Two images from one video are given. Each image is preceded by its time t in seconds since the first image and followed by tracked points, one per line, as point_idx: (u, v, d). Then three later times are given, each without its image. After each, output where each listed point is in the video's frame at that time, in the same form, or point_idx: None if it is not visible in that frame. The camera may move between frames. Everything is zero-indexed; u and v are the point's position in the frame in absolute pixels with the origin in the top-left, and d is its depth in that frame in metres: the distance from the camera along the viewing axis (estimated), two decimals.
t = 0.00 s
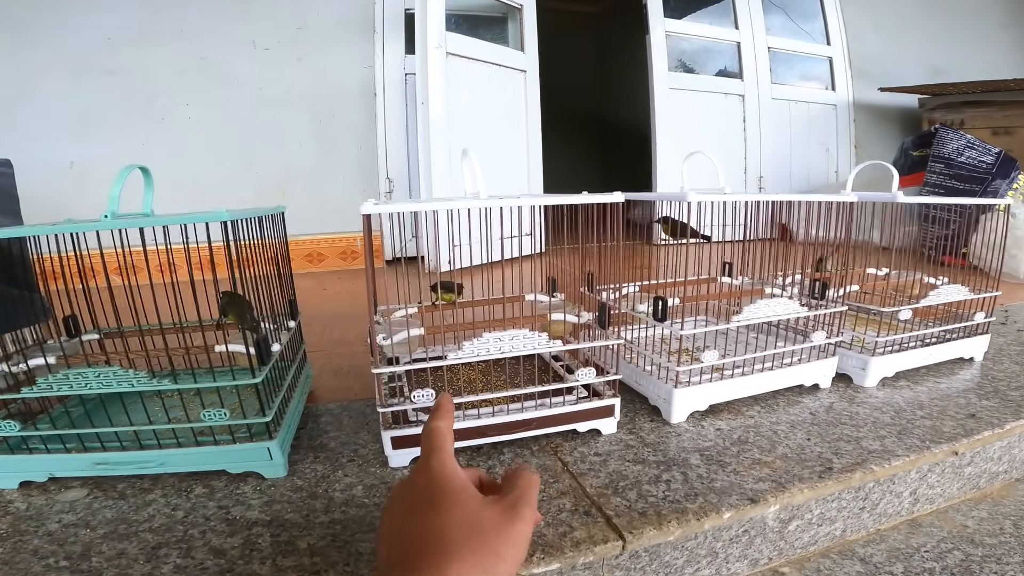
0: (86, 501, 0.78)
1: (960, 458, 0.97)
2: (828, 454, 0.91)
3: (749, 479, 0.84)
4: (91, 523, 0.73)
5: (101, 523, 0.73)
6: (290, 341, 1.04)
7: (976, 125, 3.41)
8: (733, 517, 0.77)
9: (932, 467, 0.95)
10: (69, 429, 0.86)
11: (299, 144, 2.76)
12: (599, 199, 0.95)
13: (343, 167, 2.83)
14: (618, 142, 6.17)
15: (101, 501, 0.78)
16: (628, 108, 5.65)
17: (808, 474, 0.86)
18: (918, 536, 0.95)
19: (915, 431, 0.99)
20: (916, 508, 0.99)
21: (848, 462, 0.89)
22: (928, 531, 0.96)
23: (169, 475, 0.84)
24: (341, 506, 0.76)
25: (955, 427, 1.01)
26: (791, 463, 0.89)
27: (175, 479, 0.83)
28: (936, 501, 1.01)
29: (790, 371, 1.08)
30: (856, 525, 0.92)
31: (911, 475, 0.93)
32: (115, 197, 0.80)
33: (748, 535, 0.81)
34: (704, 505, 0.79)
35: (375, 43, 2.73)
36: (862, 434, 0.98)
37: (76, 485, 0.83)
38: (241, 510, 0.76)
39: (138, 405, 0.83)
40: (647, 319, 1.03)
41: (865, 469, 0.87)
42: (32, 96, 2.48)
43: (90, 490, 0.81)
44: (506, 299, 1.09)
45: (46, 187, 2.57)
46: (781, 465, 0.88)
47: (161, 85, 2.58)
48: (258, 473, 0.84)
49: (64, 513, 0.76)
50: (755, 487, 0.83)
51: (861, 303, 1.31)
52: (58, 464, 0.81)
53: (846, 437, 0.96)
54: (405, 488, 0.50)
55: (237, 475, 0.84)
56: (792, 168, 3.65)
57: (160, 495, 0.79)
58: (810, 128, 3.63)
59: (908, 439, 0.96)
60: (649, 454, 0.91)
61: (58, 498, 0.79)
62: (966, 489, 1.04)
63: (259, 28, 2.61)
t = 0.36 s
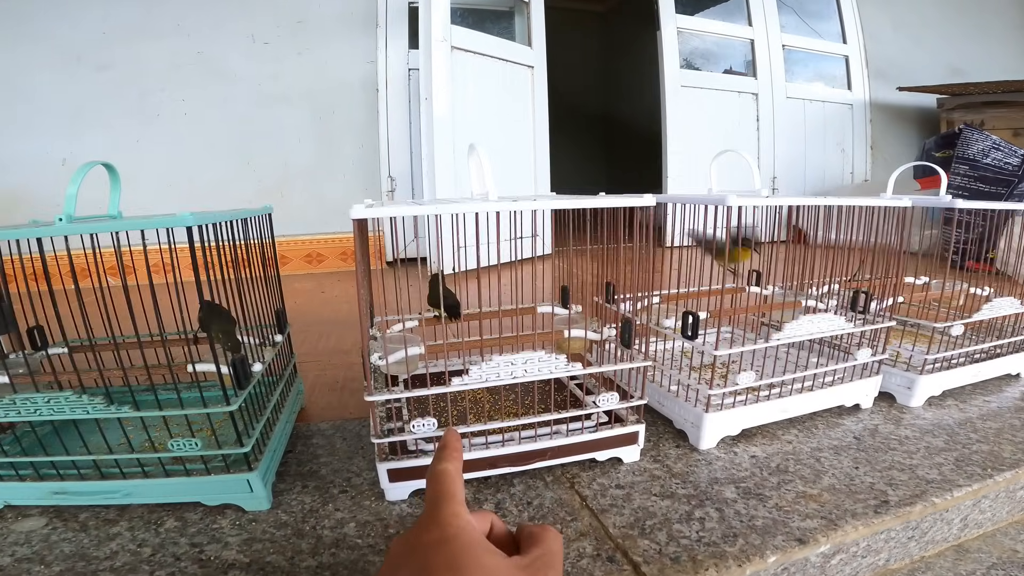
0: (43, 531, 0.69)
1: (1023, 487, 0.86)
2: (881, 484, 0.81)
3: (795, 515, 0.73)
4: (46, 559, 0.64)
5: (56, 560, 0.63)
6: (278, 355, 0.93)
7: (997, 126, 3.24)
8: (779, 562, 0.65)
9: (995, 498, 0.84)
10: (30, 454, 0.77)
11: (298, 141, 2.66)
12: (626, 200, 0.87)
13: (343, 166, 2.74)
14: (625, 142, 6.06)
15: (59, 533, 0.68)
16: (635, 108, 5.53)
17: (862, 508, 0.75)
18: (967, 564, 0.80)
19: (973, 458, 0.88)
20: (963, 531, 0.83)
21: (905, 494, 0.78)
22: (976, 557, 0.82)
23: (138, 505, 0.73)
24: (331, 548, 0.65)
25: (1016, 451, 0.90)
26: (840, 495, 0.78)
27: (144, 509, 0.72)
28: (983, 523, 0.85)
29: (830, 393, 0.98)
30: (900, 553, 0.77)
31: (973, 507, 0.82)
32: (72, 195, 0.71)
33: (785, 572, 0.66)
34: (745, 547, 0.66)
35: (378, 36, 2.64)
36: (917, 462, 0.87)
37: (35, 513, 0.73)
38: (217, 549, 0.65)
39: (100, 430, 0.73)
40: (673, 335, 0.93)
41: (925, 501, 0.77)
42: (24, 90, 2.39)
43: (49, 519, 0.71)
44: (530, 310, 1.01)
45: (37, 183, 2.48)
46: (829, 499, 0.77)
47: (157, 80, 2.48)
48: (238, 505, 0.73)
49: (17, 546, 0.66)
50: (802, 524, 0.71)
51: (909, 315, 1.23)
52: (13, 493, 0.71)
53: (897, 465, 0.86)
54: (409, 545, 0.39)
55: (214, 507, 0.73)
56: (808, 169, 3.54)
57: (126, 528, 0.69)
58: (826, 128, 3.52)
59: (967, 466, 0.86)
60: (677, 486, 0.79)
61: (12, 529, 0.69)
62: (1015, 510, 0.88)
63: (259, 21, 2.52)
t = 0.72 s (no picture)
0: (31, 539, 0.65)
1: None
2: (908, 494, 0.77)
3: (818, 527, 0.69)
4: (35, 569, 0.61)
5: (45, 571, 0.60)
6: (279, 358, 0.89)
7: (1009, 126, 3.19)
8: None
9: None
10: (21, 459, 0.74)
11: (301, 138, 2.63)
12: (643, 200, 0.82)
13: (346, 164, 2.71)
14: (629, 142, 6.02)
15: (50, 542, 0.65)
16: (640, 107, 5.48)
17: (889, 520, 0.70)
18: (990, 575, 0.76)
19: (1002, 467, 0.84)
20: (985, 539, 0.79)
21: (933, 504, 0.74)
22: (1001, 568, 0.77)
23: (132, 514, 0.70)
24: (333, 561, 0.62)
25: None
26: (866, 506, 0.74)
27: (138, 518, 0.69)
28: (1006, 531, 0.81)
29: (851, 400, 0.94)
30: (923, 563, 0.73)
31: (1002, 519, 0.78)
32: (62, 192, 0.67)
33: None
34: (768, 562, 0.62)
35: (383, 33, 2.60)
36: (943, 471, 0.83)
37: (25, 521, 0.70)
38: (213, 561, 0.61)
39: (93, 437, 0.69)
40: (690, 340, 0.90)
41: (955, 513, 0.73)
42: (27, 88, 2.37)
43: (39, 528, 0.68)
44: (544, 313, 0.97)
45: (38, 180, 2.46)
46: (854, 510, 0.73)
47: (159, 77, 2.45)
48: (235, 514, 0.69)
49: (5, 555, 0.63)
50: (827, 537, 0.67)
51: (931, 320, 1.20)
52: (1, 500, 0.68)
53: (923, 475, 0.82)
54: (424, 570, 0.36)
55: (212, 516, 0.70)
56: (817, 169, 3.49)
57: (120, 538, 0.65)
58: (836, 128, 3.47)
59: (996, 476, 0.82)
60: (694, 497, 0.75)
61: None
62: None
63: (263, 16, 2.49)
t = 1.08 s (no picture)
0: (48, 538, 0.66)
1: None
2: (913, 497, 0.77)
3: (824, 529, 0.69)
4: (53, 567, 0.61)
5: (63, 568, 0.61)
6: (292, 358, 0.91)
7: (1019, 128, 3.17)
8: None
9: None
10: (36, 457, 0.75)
11: (310, 137, 2.65)
12: (653, 205, 0.82)
13: (354, 163, 2.72)
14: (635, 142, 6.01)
15: (67, 540, 0.66)
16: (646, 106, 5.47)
17: (895, 522, 0.71)
18: None
19: (1008, 470, 0.84)
20: (988, 542, 0.79)
21: (939, 507, 0.74)
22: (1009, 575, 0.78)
23: (147, 512, 0.71)
24: (346, 560, 0.62)
25: None
26: (872, 508, 0.74)
27: (153, 516, 0.70)
28: (1011, 534, 0.81)
29: (858, 403, 0.95)
30: (928, 567, 0.73)
31: (1008, 523, 0.78)
32: (81, 192, 0.68)
33: None
34: (775, 562, 0.63)
35: (391, 31, 2.61)
36: (949, 474, 0.83)
37: (42, 518, 0.71)
38: (228, 559, 0.62)
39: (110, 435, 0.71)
40: (699, 343, 0.90)
41: (960, 516, 0.73)
42: (38, 86, 2.39)
43: (56, 526, 0.69)
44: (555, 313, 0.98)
45: (49, 177, 2.48)
46: (861, 512, 0.73)
47: (169, 75, 2.47)
48: (249, 512, 0.70)
49: (24, 553, 0.64)
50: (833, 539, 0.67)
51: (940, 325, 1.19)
52: (18, 497, 0.69)
53: (929, 478, 0.82)
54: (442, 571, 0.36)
55: (225, 515, 0.70)
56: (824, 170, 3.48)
57: (135, 536, 0.66)
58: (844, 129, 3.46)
59: (1002, 479, 0.82)
60: (702, 498, 0.75)
61: (17, 533, 0.67)
62: None
63: (271, 14, 2.50)
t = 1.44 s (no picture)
0: (127, 514, 0.73)
1: None
2: (891, 481, 0.85)
3: (810, 506, 0.78)
4: (137, 541, 0.68)
5: (147, 541, 0.68)
6: (331, 350, 1.00)
7: None
8: (794, 547, 0.70)
9: (1000, 499, 0.88)
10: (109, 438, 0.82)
11: (332, 138, 2.75)
12: (660, 217, 0.88)
13: (372, 164, 2.81)
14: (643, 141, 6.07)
15: (145, 515, 0.73)
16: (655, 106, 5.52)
17: (873, 502, 0.79)
18: (968, 561, 0.85)
19: (980, 459, 0.92)
20: (962, 527, 0.87)
21: (914, 490, 0.83)
22: (977, 554, 0.86)
23: (211, 490, 0.79)
24: (388, 528, 0.71)
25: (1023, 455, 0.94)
26: (853, 489, 0.82)
27: (217, 492, 0.77)
28: (984, 521, 0.89)
29: (847, 396, 1.03)
30: (903, 544, 0.81)
31: (978, 506, 0.86)
32: (160, 198, 0.78)
33: (798, 560, 0.71)
34: (764, 533, 0.71)
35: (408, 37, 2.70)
36: (926, 461, 0.92)
37: (118, 497, 0.77)
38: (287, 529, 0.70)
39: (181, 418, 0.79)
40: (701, 339, 0.99)
41: (932, 497, 0.81)
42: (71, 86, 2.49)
43: (132, 503, 0.75)
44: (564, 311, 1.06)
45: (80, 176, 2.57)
46: (843, 492, 0.82)
47: (196, 78, 2.57)
48: (301, 489, 0.78)
49: (108, 527, 0.70)
50: (817, 514, 0.76)
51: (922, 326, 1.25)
52: (99, 476, 0.76)
53: (908, 464, 0.90)
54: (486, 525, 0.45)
55: (280, 492, 0.79)
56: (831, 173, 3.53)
57: (205, 511, 0.74)
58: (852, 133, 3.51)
59: (974, 467, 0.90)
60: (701, 478, 0.84)
61: (99, 511, 0.74)
62: (1018, 511, 0.92)
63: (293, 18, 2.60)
